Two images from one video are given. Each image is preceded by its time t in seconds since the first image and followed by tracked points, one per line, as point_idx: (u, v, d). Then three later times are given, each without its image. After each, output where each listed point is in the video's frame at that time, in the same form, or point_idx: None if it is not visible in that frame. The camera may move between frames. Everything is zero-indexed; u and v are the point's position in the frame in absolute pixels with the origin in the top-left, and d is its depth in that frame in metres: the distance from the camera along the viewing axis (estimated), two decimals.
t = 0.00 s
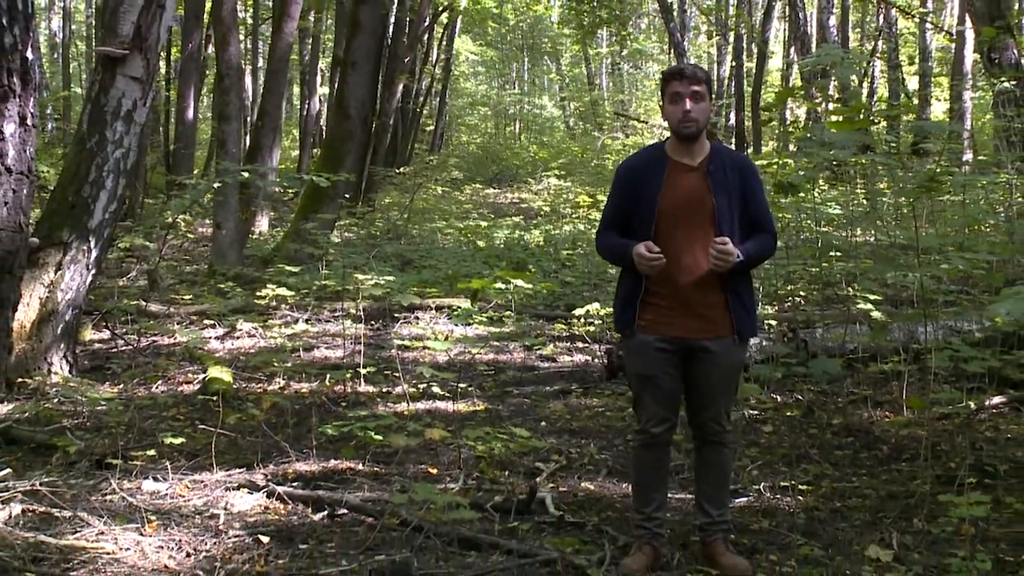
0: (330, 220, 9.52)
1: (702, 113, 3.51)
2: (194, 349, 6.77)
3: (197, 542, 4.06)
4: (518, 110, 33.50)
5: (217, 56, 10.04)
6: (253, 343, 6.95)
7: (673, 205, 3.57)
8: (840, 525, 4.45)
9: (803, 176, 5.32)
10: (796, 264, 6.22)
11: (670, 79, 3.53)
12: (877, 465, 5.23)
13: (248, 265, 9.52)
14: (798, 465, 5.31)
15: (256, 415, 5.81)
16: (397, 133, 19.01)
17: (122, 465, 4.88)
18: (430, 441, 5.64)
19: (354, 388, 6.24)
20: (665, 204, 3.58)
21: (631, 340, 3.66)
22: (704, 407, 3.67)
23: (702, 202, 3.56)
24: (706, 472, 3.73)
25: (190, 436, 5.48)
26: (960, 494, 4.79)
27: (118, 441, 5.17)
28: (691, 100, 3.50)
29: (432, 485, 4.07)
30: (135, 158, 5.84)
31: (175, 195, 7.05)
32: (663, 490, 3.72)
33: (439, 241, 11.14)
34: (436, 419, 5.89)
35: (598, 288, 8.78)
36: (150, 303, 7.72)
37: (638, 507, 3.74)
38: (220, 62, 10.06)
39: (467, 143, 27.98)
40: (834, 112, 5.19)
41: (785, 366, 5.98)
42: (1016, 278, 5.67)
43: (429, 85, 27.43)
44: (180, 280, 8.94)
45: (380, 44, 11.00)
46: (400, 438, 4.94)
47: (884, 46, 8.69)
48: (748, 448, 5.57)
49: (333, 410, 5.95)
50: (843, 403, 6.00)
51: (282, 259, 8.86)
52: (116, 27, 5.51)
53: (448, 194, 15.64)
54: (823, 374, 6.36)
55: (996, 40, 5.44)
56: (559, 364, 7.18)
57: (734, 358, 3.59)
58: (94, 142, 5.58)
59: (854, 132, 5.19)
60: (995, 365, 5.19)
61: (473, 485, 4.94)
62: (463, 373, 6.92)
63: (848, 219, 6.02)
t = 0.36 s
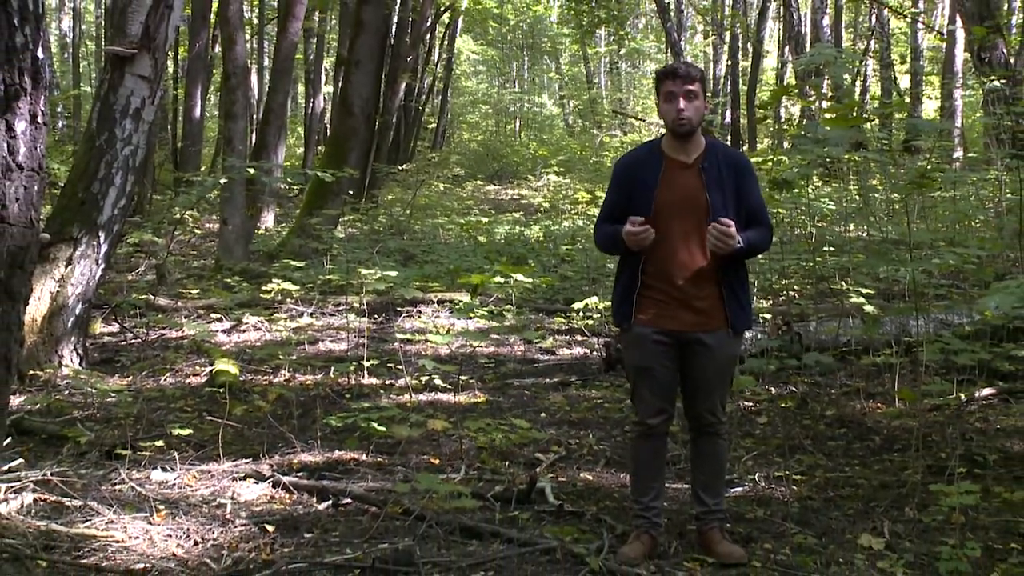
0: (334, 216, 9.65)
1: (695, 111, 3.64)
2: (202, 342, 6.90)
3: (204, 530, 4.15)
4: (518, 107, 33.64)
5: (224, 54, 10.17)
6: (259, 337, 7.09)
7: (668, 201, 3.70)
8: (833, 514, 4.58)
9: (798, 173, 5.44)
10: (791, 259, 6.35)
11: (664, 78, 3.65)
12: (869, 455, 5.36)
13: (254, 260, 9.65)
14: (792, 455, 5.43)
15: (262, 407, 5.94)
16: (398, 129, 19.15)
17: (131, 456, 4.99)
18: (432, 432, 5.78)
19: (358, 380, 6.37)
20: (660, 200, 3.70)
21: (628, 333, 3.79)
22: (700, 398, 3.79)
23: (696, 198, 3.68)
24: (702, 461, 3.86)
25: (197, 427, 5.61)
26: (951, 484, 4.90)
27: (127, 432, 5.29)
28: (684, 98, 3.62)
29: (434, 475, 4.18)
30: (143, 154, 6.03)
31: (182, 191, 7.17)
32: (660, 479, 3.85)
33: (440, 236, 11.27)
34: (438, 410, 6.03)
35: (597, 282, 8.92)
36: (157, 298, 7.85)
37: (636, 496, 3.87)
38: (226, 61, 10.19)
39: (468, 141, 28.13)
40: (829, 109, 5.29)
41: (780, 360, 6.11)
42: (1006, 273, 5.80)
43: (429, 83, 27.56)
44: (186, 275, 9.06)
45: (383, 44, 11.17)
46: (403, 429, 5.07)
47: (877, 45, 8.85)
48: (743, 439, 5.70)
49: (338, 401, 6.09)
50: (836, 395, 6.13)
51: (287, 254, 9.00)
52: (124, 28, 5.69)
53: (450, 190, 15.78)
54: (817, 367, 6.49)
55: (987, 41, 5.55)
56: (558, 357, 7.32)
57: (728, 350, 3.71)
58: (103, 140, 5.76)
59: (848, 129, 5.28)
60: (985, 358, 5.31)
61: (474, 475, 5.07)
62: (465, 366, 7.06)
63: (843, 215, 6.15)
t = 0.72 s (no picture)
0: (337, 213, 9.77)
1: (696, 111, 3.73)
2: (207, 337, 7.01)
3: (209, 522, 4.24)
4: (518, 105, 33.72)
5: (227, 54, 10.26)
6: (264, 332, 7.21)
7: (668, 199, 3.79)
8: (828, 506, 4.68)
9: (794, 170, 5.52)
10: (787, 256, 6.45)
11: (665, 79, 3.74)
12: (863, 448, 5.47)
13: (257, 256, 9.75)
14: (788, 448, 5.53)
15: (266, 401, 6.04)
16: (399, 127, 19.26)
17: (137, 448, 5.09)
18: (433, 426, 5.89)
19: (361, 375, 6.48)
20: (660, 198, 3.79)
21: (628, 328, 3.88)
22: (698, 392, 3.89)
23: (696, 196, 3.78)
24: (700, 454, 3.97)
25: (203, 420, 5.71)
26: (943, 476, 5.00)
27: (133, 425, 5.39)
28: (685, 98, 3.71)
29: (437, 468, 4.26)
30: (149, 152, 6.15)
31: (187, 188, 7.26)
32: (659, 472, 3.95)
33: (442, 233, 11.38)
34: (440, 404, 6.13)
35: (596, 278, 9.03)
36: (161, 294, 7.95)
37: (634, 489, 3.97)
38: (230, 61, 10.29)
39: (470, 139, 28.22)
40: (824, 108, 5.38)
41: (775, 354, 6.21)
42: (998, 269, 5.90)
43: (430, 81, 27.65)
44: (191, 271, 9.17)
45: (385, 43, 11.27)
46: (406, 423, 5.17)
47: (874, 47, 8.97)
48: (740, 432, 5.81)
49: (341, 395, 6.19)
50: (831, 390, 6.24)
51: (290, 251, 9.10)
52: (130, 27, 5.86)
53: (451, 188, 15.89)
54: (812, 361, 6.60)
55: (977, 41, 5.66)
56: (558, 351, 7.43)
57: (727, 345, 3.81)
58: (110, 138, 5.88)
59: (843, 127, 5.37)
60: (977, 352, 5.41)
61: (475, 468, 5.17)
62: (466, 360, 7.17)
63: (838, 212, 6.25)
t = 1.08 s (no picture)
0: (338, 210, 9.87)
1: (696, 111, 3.81)
2: (211, 333, 7.11)
3: (214, 515, 4.33)
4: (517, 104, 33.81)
5: (231, 53, 10.35)
6: (267, 328, 7.31)
7: (667, 197, 3.88)
8: (823, 498, 4.77)
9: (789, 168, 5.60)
10: (783, 252, 6.54)
11: (665, 79, 3.82)
12: (857, 442, 5.56)
13: (261, 253, 9.85)
14: (784, 442, 5.63)
15: (270, 395, 6.14)
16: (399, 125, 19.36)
17: (142, 442, 5.18)
18: (434, 420, 5.99)
19: (363, 370, 6.58)
20: (659, 196, 3.88)
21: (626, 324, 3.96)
22: (696, 387, 3.98)
23: (695, 194, 3.87)
24: (697, 448, 4.06)
25: (207, 415, 5.80)
26: (936, 469, 5.09)
27: (139, 419, 5.48)
28: (685, 98, 3.80)
29: (438, 461, 4.34)
30: (154, 150, 6.26)
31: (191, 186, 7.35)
32: (656, 466, 4.04)
33: (442, 230, 11.49)
34: (440, 398, 6.24)
35: (594, 275, 9.13)
36: (166, 290, 8.04)
37: (632, 482, 4.07)
38: (234, 60, 10.38)
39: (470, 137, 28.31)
40: (819, 108, 5.47)
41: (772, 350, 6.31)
42: (990, 266, 6.00)
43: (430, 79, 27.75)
44: (196, 267, 9.27)
45: (387, 42, 11.37)
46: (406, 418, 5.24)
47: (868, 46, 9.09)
48: (736, 426, 5.90)
49: (344, 389, 6.30)
50: (827, 384, 6.34)
51: (294, 248, 9.21)
52: (135, 27, 5.92)
53: (452, 185, 15.99)
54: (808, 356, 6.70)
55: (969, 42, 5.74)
56: (557, 347, 7.53)
57: (725, 340, 3.91)
58: (116, 137, 5.99)
59: (837, 127, 5.46)
60: (969, 347, 5.50)
61: (475, 461, 5.26)
62: (466, 355, 7.28)
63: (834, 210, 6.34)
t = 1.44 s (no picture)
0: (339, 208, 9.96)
1: (695, 111, 3.91)
2: (215, 329, 7.21)
3: (218, 507, 4.43)
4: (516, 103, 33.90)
5: (234, 54, 10.43)
6: (271, 324, 7.42)
7: (664, 195, 3.97)
8: (816, 491, 4.86)
9: (784, 167, 5.69)
10: (778, 249, 6.65)
11: (665, 79, 3.91)
12: (851, 435, 5.66)
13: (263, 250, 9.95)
14: (778, 435, 5.73)
15: (273, 390, 6.24)
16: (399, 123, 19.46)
17: (148, 436, 5.28)
18: (434, 413, 6.09)
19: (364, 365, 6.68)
20: (657, 195, 3.98)
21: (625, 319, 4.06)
22: (693, 381, 4.08)
23: (692, 192, 3.96)
24: (695, 441, 4.17)
25: (212, 409, 5.90)
26: (927, 462, 5.19)
27: (144, 414, 5.58)
28: (685, 98, 3.89)
29: (437, 456, 4.42)
30: (159, 149, 6.37)
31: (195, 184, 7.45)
32: (653, 459, 4.15)
33: (442, 227, 11.59)
34: (441, 392, 6.34)
35: (592, 271, 9.24)
36: (170, 287, 8.14)
37: (630, 476, 4.17)
38: (238, 61, 10.47)
39: (469, 137, 28.38)
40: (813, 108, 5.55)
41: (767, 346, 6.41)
42: (981, 263, 6.10)
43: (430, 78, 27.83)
44: (199, 264, 9.37)
45: (389, 43, 11.45)
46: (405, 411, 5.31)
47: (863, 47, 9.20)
48: (732, 420, 6.01)
49: (345, 383, 6.40)
50: (821, 379, 6.44)
51: (296, 245, 9.31)
52: (140, 27, 5.94)
53: (452, 184, 16.09)
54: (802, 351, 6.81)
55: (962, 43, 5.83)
56: (556, 342, 7.64)
57: (721, 334, 4.01)
58: (121, 136, 6.10)
59: (830, 126, 5.56)
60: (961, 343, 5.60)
61: (475, 455, 5.36)
62: (466, 351, 7.39)
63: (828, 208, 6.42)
